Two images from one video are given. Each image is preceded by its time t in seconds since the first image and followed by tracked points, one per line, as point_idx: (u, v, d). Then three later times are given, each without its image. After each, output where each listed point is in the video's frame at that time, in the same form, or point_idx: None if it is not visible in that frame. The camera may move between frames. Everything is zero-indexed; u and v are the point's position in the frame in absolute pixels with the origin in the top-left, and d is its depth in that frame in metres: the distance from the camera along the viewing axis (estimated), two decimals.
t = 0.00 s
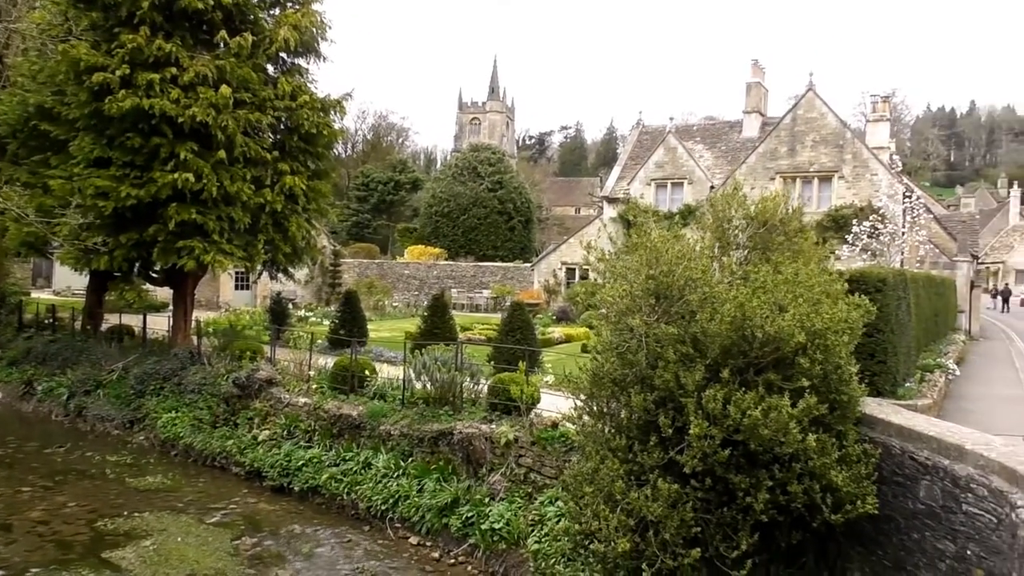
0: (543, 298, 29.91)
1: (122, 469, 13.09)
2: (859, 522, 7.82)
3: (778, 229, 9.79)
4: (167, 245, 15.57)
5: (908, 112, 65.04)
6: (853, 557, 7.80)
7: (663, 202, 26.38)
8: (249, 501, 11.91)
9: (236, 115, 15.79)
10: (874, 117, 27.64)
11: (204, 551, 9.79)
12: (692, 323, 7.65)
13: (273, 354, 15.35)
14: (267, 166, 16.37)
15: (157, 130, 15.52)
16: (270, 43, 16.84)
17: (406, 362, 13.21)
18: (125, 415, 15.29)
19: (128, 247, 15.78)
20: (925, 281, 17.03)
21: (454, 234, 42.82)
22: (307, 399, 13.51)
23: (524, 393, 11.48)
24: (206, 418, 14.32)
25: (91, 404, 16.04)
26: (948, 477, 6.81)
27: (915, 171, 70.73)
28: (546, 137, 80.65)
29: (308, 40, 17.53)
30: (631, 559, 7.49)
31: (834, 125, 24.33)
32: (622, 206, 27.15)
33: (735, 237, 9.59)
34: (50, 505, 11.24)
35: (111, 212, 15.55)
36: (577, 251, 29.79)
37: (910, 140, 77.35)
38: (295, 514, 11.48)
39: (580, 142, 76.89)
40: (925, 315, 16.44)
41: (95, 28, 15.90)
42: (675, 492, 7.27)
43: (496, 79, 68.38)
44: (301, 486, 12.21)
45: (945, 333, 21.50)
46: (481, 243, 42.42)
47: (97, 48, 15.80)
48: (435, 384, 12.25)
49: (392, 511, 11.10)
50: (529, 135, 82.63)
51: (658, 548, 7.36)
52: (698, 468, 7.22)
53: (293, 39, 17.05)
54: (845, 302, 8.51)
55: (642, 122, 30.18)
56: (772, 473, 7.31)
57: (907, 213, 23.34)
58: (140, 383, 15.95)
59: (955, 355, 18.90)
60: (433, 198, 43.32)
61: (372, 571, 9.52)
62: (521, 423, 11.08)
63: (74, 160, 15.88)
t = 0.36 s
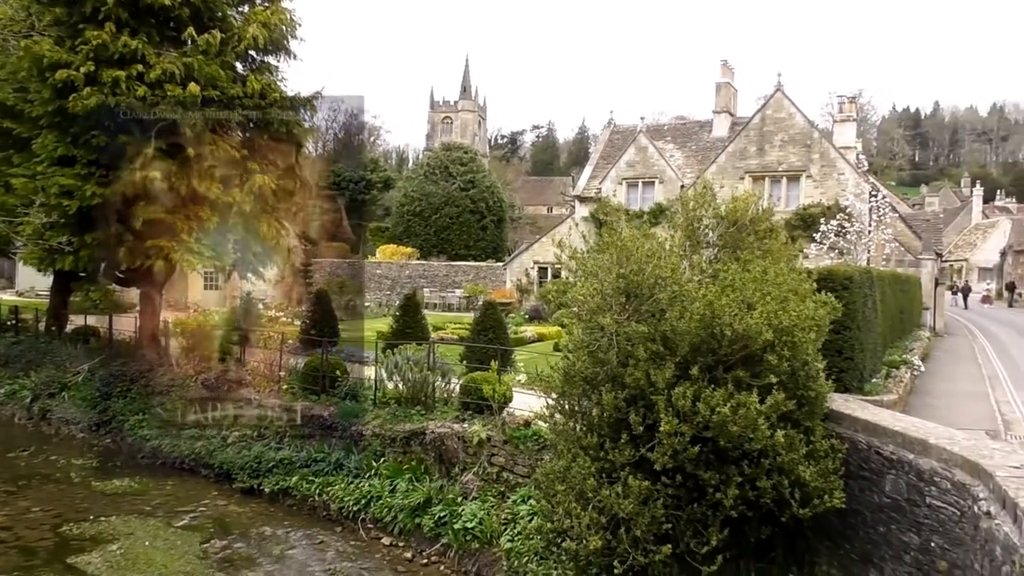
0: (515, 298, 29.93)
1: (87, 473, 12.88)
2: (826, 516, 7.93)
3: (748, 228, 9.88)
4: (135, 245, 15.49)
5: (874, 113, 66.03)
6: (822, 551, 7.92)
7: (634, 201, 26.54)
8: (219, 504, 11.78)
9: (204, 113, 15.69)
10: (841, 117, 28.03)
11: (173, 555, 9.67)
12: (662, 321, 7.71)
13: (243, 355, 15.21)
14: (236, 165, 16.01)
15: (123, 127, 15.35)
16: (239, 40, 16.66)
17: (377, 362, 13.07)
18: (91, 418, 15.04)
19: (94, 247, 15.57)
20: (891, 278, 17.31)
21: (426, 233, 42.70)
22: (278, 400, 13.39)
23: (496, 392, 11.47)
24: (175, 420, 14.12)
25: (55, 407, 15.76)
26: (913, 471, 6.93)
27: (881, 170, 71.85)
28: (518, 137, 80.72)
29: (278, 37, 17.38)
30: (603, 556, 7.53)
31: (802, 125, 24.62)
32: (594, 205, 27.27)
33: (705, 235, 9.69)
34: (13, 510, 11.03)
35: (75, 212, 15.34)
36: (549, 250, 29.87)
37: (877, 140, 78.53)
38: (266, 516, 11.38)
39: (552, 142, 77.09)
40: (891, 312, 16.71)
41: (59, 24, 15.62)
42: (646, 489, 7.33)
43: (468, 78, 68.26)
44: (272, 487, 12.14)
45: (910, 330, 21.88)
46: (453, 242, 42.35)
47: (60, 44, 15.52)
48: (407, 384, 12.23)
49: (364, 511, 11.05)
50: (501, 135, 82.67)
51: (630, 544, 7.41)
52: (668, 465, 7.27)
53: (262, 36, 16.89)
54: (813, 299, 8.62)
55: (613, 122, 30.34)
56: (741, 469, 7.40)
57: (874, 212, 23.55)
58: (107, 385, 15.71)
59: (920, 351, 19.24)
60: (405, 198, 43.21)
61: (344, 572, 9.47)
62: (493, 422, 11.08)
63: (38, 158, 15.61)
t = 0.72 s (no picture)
0: (488, 296, 29.93)
1: (52, 476, 12.66)
2: (795, 511, 8.04)
3: (718, 226, 9.94)
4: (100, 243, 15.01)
5: (842, 113, 66.91)
6: (791, 545, 8.04)
7: (606, 199, 26.65)
8: (188, 506, 11.64)
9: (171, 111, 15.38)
10: (809, 117, 28.41)
11: (142, 558, 9.54)
12: (634, 319, 7.75)
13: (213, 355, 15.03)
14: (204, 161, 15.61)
15: (88, 125, 15.04)
16: (208, 36, 16.48)
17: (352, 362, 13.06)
18: (56, 421, 14.77)
19: (58, 246, 15.27)
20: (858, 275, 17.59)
21: (398, 232, 42.52)
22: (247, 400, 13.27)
23: (469, 391, 11.47)
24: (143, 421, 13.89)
25: (19, 409, 15.47)
26: (878, 465, 7.05)
27: (849, 169, 72.83)
28: (491, 135, 80.67)
29: (246, 34, 17.21)
30: (576, 553, 7.57)
31: (771, 124, 24.88)
32: (566, 203, 27.34)
33: (676, 233, 9.73)
34: None
35: (39, 210, 15.04)
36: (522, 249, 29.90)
37: (845, 139, 79.61)
38: (236, 518, 11.26)
39: (525, 140, 77.14)
40: (858, 310, 16.95)
41: (22, 19, 15.33)
42: (618, 486, 7.37)
43: (441, 76, 68.07)
44: (242, 488, 12.04)
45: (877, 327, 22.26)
46: (426, 241, 42.23)
47: (23, 39, 15.21)
48: (380, 383, 12.18)
49: (336, 511, 10.98)
50: (474, 133, 82.55)
51: (602, 541, 7.45)
52: (640, 462, 7.32)
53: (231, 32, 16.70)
54: (781, 297, 8.73)
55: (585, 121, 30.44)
56: (712, 465, 7.48)
57: (842, 210, 24.29)
58: (72, 387, 15.45)
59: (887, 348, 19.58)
60: (376, 196, 42.98)
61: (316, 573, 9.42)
62: (466, 421, 11.07)
63: None
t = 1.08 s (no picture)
0: (461, 295, 29.93)
1: (16, 479, 12.43)
2: (765, 506, 8.12)
3: (688, 224, 10.01)
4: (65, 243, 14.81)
5: (811, 113, 67.73)
6: (761, 540, 8.13)
7: (579, 198, 26.74)
8: (156, 508, 11.49)
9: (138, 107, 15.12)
10: (779, 116, 28.73)
11: (108, 562, 9.40)
12: (604, 318, 7.79)
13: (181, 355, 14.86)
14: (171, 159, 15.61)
15: (53, 121, 14.73)
16: (176, 32, 16.28)
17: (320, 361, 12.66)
18: (19, 423, 14.51)
19: (21, 245, 14.97)
20: (827, 274, 17.85)
21: (371, 230, 42.33)
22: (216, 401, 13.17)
23: (442, 390, 11.46)
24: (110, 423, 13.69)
25: None
26: (845, 461, 7.16)
27: (818, 169, 73.76)
28: (464, 133, 80.57)
29: (215, 29, 17.05)
30: (548, 551, 7.59)
31: (742, 123, 25.12)
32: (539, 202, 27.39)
33: (648, 233, 9.76)
34: None
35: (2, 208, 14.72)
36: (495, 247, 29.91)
37: (815, 139, 80.59)
38: (206, 520, 11.15)
39: (498, 138, 77.17)
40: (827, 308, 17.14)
41: None
42: (589, 484, 7.39)
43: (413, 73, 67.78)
44: (212, 490, 11.89)
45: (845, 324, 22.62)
46: (399, 239, 42.10)
47: None
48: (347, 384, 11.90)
49: (307, 512, 10.91)
50: (447, 132, 82.40)
51: (574, 539, 7.49)
52: (611, 459, 7.34)
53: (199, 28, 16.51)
54: (751, 295, 8.82)
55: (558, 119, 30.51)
56: (682, 462, 7.54)
57: (812, 209, 24.20)
58: (36, 388, 15.19)
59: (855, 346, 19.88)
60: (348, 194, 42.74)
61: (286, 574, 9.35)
62: (439, 420, 11.05)
63: None
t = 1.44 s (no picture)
0: (432, 293, 29.84)
1: None
2: (733, 502, 8.21)
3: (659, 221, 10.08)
4: (26, 241, 14.55)
5: (780, 113, 68.54)
6: (729, 536, 8.23)
7: (550, 196, 26.79)
8: (122, 511, 11.31)
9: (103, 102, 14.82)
10: (747, 116, 29.05)
11: (71, 566, 9.23)
12: (574, 315, 7.82)
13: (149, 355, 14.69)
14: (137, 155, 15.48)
15: (14, 116, 14.38)
16: (141, 26, 16.02)
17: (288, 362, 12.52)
18: None
19: None
20: (794, 273, 18.06)
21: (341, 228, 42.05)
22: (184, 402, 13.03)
23: (412, 389, 11.38)
24: (73, 425, 13.47)
25: None
26: (811, 456, 7.25)
27: (786, 168, 74.67)
28: (435, 132, 80.34)
29: (181, 24, 16.85)
30: (518, 549, 7.60)
31: (711, 123, 25.35)
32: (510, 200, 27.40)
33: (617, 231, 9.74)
34: None
35: None
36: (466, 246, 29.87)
37: (783, 139, 81.49)
38: (173, 522, 11.01)
39: (470, 137, 77.04)
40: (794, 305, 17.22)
41: None
42: (560, 482, 7.41)
43: (384, 71, 67.34)
44: (179, 492, 11.73)
45: (812, 322, 22.95)
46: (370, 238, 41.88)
47: None
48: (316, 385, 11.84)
49: (276, 513, 10.80)
50: (418, 130, 82.08)
51: (544, 536, 7.50)
52: (581, 457, 7.34)
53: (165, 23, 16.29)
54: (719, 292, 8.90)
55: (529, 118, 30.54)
56: (652, 459, 7.60)
57: (779, 207, 24.89)
58: None
59: (822, 343, 20.16)
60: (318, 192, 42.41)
61: None
62: (410, 419, 11.01)
63: None
